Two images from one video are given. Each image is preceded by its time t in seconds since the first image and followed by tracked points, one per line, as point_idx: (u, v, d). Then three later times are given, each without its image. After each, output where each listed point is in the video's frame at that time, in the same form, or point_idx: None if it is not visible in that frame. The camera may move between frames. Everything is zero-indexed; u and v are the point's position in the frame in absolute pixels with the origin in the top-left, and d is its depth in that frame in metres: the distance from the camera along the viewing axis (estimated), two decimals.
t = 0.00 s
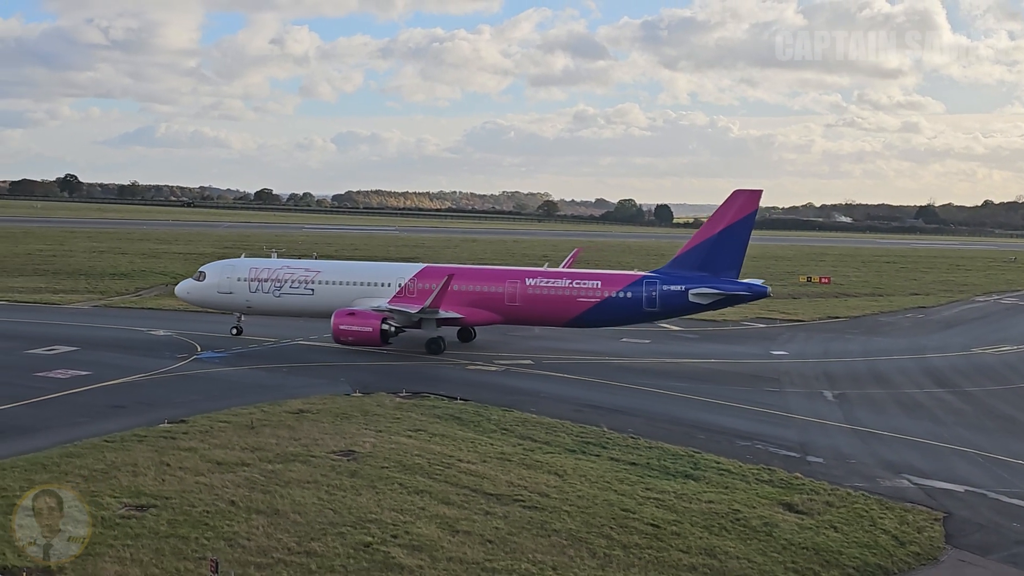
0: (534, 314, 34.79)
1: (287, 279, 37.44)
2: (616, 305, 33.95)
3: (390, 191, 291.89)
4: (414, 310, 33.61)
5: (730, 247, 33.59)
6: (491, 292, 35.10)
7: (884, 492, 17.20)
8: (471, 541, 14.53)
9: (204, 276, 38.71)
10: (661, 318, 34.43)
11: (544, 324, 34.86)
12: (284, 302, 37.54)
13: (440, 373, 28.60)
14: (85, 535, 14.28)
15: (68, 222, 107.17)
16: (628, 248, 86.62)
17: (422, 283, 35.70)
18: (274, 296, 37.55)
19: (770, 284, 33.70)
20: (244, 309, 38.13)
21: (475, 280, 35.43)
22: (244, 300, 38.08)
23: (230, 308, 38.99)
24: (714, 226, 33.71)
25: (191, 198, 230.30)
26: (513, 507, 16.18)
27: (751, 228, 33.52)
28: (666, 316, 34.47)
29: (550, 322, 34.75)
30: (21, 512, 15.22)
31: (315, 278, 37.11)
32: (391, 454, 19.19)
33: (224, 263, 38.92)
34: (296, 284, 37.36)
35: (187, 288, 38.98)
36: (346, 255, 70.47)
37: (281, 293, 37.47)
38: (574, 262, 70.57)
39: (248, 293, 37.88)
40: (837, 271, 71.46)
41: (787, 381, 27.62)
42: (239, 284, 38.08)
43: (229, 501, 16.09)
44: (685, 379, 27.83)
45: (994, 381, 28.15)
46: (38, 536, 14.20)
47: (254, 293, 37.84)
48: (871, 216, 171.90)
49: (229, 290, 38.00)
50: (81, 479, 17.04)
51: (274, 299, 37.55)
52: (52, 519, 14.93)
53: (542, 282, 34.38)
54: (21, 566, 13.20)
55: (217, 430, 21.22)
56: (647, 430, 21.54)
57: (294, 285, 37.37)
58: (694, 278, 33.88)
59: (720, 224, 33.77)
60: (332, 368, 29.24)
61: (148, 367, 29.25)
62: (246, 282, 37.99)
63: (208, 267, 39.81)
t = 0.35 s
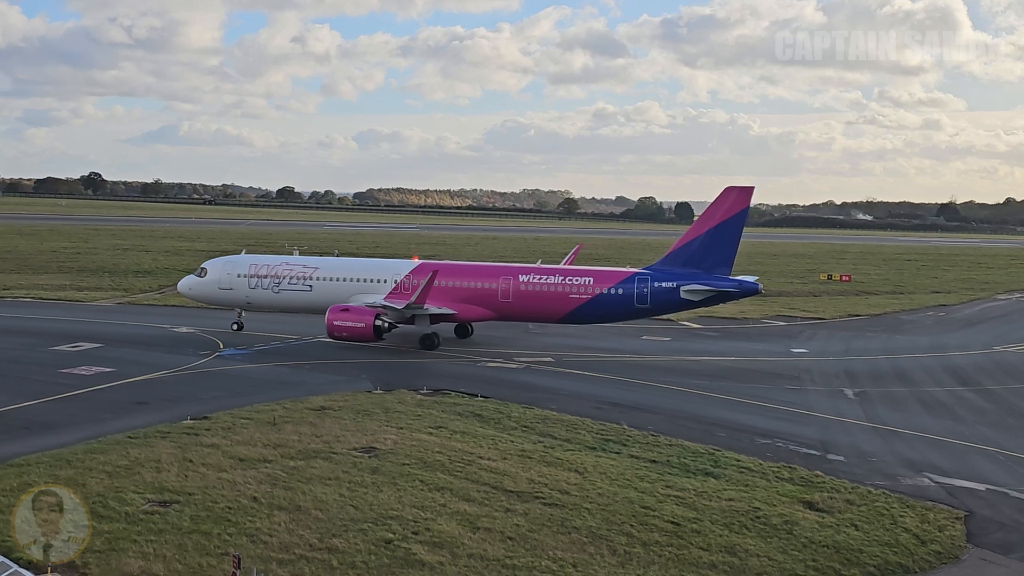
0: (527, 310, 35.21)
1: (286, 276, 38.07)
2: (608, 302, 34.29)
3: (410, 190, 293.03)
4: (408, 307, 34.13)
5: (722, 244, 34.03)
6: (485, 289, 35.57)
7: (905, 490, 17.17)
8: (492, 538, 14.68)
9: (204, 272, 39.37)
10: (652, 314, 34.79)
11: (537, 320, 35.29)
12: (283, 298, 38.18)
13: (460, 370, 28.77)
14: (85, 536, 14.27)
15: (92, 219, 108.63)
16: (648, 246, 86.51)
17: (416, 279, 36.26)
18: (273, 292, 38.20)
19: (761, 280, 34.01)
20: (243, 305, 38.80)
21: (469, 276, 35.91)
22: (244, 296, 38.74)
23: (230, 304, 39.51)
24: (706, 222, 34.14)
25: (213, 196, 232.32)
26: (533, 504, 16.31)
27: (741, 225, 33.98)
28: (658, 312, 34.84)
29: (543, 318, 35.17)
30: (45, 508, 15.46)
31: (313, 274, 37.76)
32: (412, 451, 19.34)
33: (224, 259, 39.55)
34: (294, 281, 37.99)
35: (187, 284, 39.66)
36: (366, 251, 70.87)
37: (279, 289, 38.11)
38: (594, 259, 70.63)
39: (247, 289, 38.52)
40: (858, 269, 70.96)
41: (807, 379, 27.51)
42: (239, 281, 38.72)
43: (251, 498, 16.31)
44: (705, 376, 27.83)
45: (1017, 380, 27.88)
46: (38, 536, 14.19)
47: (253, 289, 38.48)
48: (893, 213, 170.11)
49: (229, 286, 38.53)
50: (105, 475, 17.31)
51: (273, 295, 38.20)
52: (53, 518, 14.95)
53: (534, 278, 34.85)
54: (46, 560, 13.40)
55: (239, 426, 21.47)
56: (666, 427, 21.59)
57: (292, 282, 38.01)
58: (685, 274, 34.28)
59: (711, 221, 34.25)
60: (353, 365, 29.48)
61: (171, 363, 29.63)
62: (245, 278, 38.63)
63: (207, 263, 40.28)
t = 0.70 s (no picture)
0: (522, 308, 35.55)
1: (282, 273, 38.49)
2: (603, 300, 34.51)
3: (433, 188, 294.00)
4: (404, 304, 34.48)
5: (718, 241, 34.32)
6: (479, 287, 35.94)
7: (935, 493, 16.85)
8: (514, 541, 14.57)
9: (202, 269, 39.90)
10: (648, 312, 34.99)
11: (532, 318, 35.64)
12: (279, 295, 38.64)
13: (482, 370, 28.67)
14: (85, 536, 14.36)
15: (119, 218, 109.99)
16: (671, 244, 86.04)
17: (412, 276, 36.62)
18: (269, 289, 38.67)
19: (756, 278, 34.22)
20: (241, 302, 39.32)
21: (463, 274, 36.24)
22: (241, 293, 39.24)
23: (228, 300, 40.08)
24: (703, 220, 34.42)
25: (238, 194, 234.20)
26: (556, 506, 16.19)
27: (737, 223, 34.28)
28: (653, 310, 35.04)
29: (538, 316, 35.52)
30: (63, 508, 15.58)
31: (309, 271, 38.16)
32: (433, 452, 19.28)
33: (222, 256, 40.05)
34: (290, 278, 38.42)
35: (186, 281, 40.22)
36: (389, 250, 71.01)
37: (275, 286, 38.57)
38: (617, 257, 70.32)
39: (244, 286, 39.02)
40: (885, 267, 70.04)
41: (834, 380, 27.13)
42: (236, 278, 39.21)
43: (270, 499, 16.33)
44: (729, 377, 27.54)
45: None
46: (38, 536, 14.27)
47: (250, 286, 38.97)
48: (921, 211, 167.64)
49: (226, 283, 39.08)
50: (123, 475, 17.42)
51: (269, 292, 38.67)
52: (53, 519, 15.04)
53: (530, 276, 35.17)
54: (63, 561, 13.45)
55: (258, 426, 21.51)
56: (690, 429, 21.36)
57: (288, 279, 38.44)
58: (681, 272, 34.52)
59: (708, 219, 34.56)
60: (375, 365, 29.48)
61: (193, 363, 29.80)
62: (242, 276, 39.11)
63: (206, 258, 40.84)
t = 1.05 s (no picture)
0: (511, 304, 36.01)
1: (277, 270, 39.15)
2: (591, 296, 34.92)
3: (450, 186, 294.55)
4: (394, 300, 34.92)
5: (706, 238, 34.74)
6: (468, 283, 36.41)
7: (954, 493, 16.78)
8: (531, 539, 14.67)
9: (198, 266, 40.60)
10: (636, 309, 35.38)
11: (520, 314, 36.11)
12: (274, 292, 39.29)
13: (499, 369, 28.76)
14: (86, 536, 14.45)
15: (141, 216, 111.17)
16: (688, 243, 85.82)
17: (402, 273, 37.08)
18: (264, 286, 39.32)
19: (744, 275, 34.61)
20: (237, 298, 39.98)
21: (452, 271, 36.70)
22: (237, 290, 39.89)
23: (224, 297, 40.75)
24: (691, 218, 34.84)
25: (257, 192, 235.63)
26: (573, 504, 16.27)
27: (726, 220, 34.74)
28: (641, 308, 35.45)
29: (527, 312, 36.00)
30: (82, 505, 15.81)
31: (303, 268, 38.81)
32: (450, 451, 19.40)
33: (218, 253, 40.74)
34: (284, 275, 39.08)
35: (182, 277, 40.92)
36: (407, 249, 71.29)
37: (270, 283, 39.23)
38: (633, 256, 70.23)
39: (239, 283, 39.67)
40: (904, 266, 69.47)
41: (852, 379, 26.99)
42: (231, 274, 39.87)
43: (288, 496, 16.51)
44: (745, 376, 27.45)
45: None
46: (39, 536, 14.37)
47: (245, 283, 39.64)
48: (942, 210, 165.86)
49: (222, 279, 39.77)
50: (141, 472, 17.66)
51: (264, 289, 39.33)
52: (62, 518, 15.22)
53: (520, 273, 35.79)
54: (83, 558, 13.65)
55: (276, 424, 21.71)
56: (707, 428, 21.35)
57: (282, 276, 39.10)
58: (669, 270, 34.88)
59: (696, 216, 34.91)
60: (393, 364, 29.65)
61: (211, 361, 30.08)
62: (238, 273, 39.77)
63: (205, 256, 41.61)
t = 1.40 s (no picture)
0: (503, 296, 36.59)
1: (274, 262, 39.72)
2: (582, 289, 35.45)
3: (469, 180, 295.08)
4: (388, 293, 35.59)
5: (697, 230, 35.13)
6: (461, 275, 37.00)
7: (974, 488, 16.71)
8: (550, 533, 14.79)
9: (197, 257, 41.18)
10: (626, 301, 35.86)
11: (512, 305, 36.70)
12: (271, 284, 39.89)
13: (518, 362, 28.87)
14: (86, 536, 14.36)
15: (164, 209, 112.48)
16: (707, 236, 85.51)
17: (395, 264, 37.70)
18: (261, 278, 39.91)
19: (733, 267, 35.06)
20: (235, 290, 40.60)
21: (445, 263, 37.29)
22: (235, 281, 40.47)
23: (222, 288, 41.30)
24: (682, 209, 35.23)
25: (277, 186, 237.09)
26: (591, 498, 16.36)
27: (716, 212, 35.08)
28: (631, 299, 35.92)
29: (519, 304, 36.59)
30: (103, 497, 16.09)
31: (300, 261, 39.38)
32: (469, 444, 19.55)
33: (216, 245, 41.31)
34: (281, 267, 39.66)
35: (181, 268, 41.50)
36: (425, 242, 71.57)
37: (267, 275, 39.82)
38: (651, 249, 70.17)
39: (237, 275, 40.25)
40: (926, 260, 68.82)
41: (872, 373, 26.84)
42: (230, 266, 40.45)
43: (307, 489, 16.72)
44: (764, 370, 27.38)
45: None
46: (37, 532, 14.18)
47: (242, 274, 40.22)
48: (964, 203, 163.78)
49: (220, 271, 40.31)
50: (162, 464, 17.94)
51: (261, 281, 39.93)
52: (77, 511, 15.41)
53: (512, 265, 36.32)
54: (103, 549, 13.89)
55: (295, 417, 21.95)
56: (725, 422, 21.35)
57: (279, 268, 39.68)
58: (660, 262, 35.36)
59: (687, 208, 35.30)
60: (413, 357, 29.85)
61: (232, 353, 30.41)
62: (236, 264, 40.34)
63: (202, 247, 42.12)
